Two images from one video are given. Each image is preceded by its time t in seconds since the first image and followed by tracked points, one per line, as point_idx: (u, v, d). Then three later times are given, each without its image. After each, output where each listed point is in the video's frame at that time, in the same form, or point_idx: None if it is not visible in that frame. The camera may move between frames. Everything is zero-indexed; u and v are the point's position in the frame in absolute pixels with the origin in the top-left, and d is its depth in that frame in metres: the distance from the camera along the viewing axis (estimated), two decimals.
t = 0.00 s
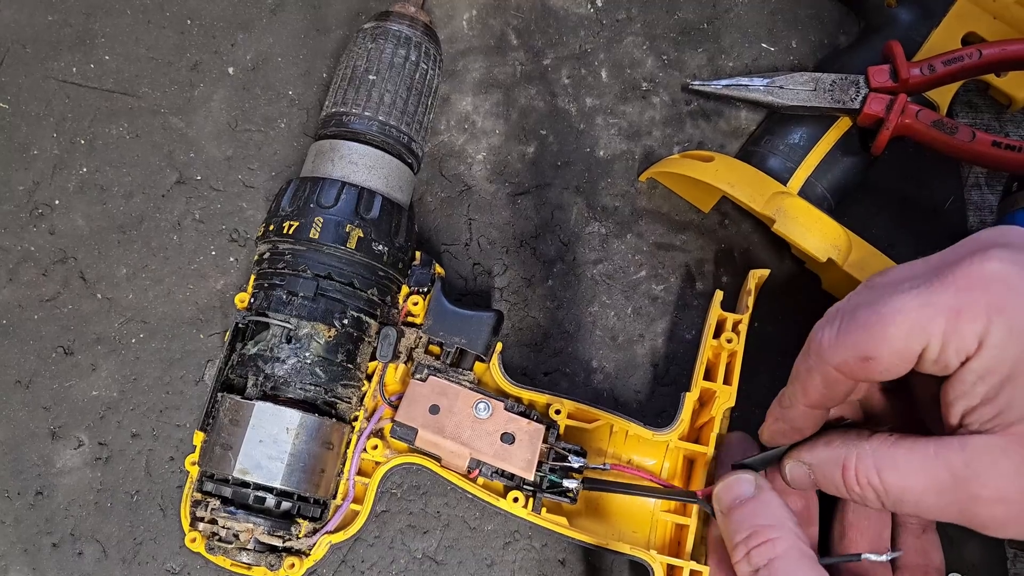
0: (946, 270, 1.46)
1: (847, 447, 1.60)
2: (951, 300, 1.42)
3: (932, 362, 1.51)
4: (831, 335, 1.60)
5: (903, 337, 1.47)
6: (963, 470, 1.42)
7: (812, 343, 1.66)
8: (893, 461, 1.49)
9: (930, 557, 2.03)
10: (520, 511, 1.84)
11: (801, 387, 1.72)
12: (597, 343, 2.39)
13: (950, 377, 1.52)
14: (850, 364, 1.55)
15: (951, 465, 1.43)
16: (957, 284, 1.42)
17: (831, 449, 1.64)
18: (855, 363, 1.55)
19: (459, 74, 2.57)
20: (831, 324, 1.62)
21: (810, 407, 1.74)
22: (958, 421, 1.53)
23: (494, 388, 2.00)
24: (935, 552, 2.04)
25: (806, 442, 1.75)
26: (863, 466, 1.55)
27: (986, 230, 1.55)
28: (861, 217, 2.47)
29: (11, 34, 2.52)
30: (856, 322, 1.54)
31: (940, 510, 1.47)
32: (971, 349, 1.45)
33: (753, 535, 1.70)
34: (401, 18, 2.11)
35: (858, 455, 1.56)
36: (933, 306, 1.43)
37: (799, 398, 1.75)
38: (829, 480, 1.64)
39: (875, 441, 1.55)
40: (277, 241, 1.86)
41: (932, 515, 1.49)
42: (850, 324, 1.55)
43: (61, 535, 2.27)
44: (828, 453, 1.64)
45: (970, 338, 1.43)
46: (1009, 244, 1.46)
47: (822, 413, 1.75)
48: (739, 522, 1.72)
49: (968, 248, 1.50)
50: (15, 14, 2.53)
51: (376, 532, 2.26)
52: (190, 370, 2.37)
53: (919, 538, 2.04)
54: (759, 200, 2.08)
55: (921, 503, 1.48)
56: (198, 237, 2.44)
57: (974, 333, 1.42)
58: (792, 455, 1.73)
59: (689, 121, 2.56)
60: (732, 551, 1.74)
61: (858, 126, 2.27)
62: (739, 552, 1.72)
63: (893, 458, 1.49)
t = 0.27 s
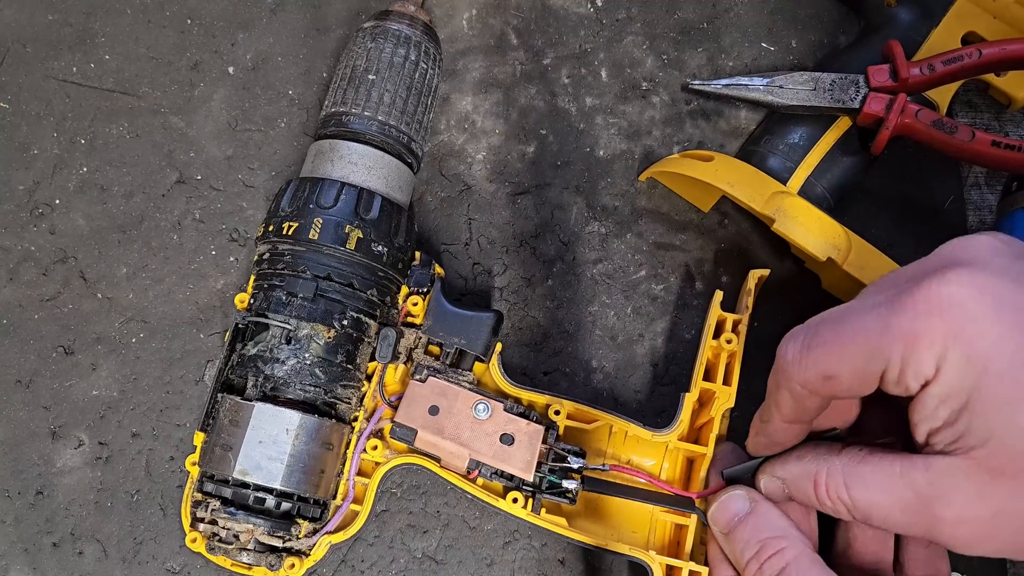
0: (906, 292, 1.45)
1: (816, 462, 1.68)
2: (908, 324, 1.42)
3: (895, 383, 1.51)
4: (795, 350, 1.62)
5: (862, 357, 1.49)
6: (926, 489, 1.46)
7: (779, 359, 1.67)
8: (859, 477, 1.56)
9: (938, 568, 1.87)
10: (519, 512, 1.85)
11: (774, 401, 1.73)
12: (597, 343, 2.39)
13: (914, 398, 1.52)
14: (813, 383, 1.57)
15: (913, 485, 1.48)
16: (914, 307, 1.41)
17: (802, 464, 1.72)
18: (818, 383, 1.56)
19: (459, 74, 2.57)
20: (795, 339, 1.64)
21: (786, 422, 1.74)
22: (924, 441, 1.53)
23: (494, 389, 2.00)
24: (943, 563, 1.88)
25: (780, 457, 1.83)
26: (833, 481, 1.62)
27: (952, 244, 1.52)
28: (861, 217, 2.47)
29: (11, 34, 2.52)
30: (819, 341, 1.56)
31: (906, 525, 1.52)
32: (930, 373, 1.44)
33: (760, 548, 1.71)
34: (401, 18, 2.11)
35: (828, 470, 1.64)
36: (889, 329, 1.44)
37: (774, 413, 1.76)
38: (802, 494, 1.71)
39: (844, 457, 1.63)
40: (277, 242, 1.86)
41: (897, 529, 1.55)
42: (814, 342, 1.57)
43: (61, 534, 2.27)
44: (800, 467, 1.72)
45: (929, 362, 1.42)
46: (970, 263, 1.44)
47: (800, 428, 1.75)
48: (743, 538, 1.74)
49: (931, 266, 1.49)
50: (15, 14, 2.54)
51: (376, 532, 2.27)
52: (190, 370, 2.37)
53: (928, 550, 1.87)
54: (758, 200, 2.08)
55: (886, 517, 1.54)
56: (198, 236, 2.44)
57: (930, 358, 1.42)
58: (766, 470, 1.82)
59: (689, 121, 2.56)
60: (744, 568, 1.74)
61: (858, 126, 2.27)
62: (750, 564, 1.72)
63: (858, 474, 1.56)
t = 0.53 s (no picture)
0: (887, 308, 1.42)
1: (826, 463, 1.70)
2: (889, 341, 1.40)
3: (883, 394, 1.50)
4: (781, 365, 1.62)
5: (846, 374, 1.48)
6: (927, 487, 1.48)
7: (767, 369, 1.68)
8: (865, 476, 1.59)
9: None
10: (519, 510, 1.85)
11: (760, 409, 1.73)
12: (597, 343, 2.39)
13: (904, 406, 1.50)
14: (800, 395, 1.58)
15: (915, 483, 1.50)
16: (894, 324, 1.39)
17: (812, 470, 1.73)
18: (805, 396, 1.57)
19: (459, 74, 2.57)
20: (782, 352, 1.64)
21: (769, 429, 1.76)
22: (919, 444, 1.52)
23: (494, 388, 2.00)
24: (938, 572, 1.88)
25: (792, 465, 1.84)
26: (842, 479, 1.65)
27: (932, 246, 1.47)
28: (861, 216, 2.47)
29: (11, 34, 2.52)
30: (802, 357, 1.55)
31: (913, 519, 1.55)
32: (915, 386, 1.42)
33: (778, 518, 1.69)
34: (401, 18, 2.11)
35: (837, 470, 1.66)
36: (872, 347, 1.43)
37: (758, 420, 1.76)
38: (822, 497, 1.73)
39: (851, 453, 1.65)
40: (278, 241, 1.87)
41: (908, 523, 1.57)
42: (797, 359, 1.56)
43: (61, 534, 2.27)
44: (811, 474, 1.74)
45: (912, 377, 1.40)
46: (948, 271, 1.39)
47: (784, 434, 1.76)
48: (762, 506, 1.72)
49: (914, 275, 1.45)
50: (15, 14, 2.54)
51: (376, 531, 2.26)
52: (190, 370, 2.37)
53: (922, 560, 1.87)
54: (758, 200, 2.08)
55: (894, 513, 1.57)
56: (198, 236, 2.44)
57: (914, 372, 1.39)
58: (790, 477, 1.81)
59: (689, 121, 2.56)
60: (756, 537, 1.72)
61: (858, 125, 2.27)
62: (766, 535, 1.70)
63: (865, 476, 1.59)
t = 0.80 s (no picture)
0: (975, 288, 1.42)
1: (904, 432, 1.64)
2: (982, 319, 1.38)
3: (967, 375, 1.49)
4: (862, 347, 1.54)
5: (936, 357, 1.43)
6: (1016, 467, 1.47)
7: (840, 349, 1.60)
8: (949, 449, 1.56)
9: None
10: (520, 510, 1.85)
11: (823, 389, 1.68)
12: (597, 343, 2.39)
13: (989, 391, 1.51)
14: (879, 378, 1.51)
15: (1004, 460, 1.48)
16: (988, 302, 1.39)
17: (890, 437, 1.66)
18: (885, 379, 1.50)
19: (459, 74, 2.57)
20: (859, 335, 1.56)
21: (831, 411, 1.71)
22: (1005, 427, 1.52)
23: (494, 388, 2.00)
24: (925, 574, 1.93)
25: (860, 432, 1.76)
26: (922, 452, 1.61)
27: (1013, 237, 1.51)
28: (861, 216, 2.47)
29: (11, 34, 2.52)
30: (885, 336, 1.48)
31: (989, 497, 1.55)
32: (1008, 367, 1.43)
33: (780, 508, 1.68)
34: (402, 19, 2.11)
35: (919, 441, 1.61)
36: (963, 328, 1.40)
37: (820, 400, 1.71)
38: (896, 469, 1.67)
39: (934, 425, 1.60)
40: (278, 241, 1.86)
41: (984, 500, 1.57)
42: (880, 340, 1.49)
43: (61, 534, 2.27)
44: (888, 442, 1.66)
45: (1008, 357, 1.41)
46: None
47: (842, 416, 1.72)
48: (766, 496, 1.72)
49: (998, 259, 1.47)
50: (15, 14, 2.53)
51: (376, 532, 2.26)
52: (190, 370, 2.37)
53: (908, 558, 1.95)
54: (758, 200, 2.08)
55: (973, 490, 1.56)
56: (198, 237, 2.44)
57: (1008, 353, 1.40)
58: (851, 449, 1.74)
59: (689, 121, 2.56)
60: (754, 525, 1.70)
61: (858, 126, 2.27)
62: (762, 525, 1.68)
63: (948, 452, 1.56)
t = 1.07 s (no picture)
0: (975, 298, 1.54)
1: (892, 445, 1.69)
2: (977, 329, 1.51)
3: (952, 381, 1.60)
4: (854, 327, 1.62)
5: (925, 352, 1.54)
6: (998, 480, 1.55)
7: (831, 327, 1.69)
8: (936, 460, 1.63)
9: None
10: (520, 511, 1.85)
11: (806, 365, 1.77)
12: (597, 343, 2.39)
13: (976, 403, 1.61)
14: (865, 364, 1.60)
15: (987, 473, 1.57)
16: (984, 314, 1.51)
17: (878, 452, 1.71)
18: (869, 364, 1.60)
19: (459, 74, 2.57)
20: (852, 316, 1.65)
21: (808, 384, 1.81)
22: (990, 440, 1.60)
23: (494, 388, 2.00)
24: None
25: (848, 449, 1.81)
26: (913, 464, 1.66)
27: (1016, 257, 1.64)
28: (861, 217, 2.47)
29: (11, 34, 2.52)
30: (882, 323, 1.57)
31: (972, 507, 1.63)
32: (994, 381, 1.55)
33: (815, 479, 1.66)
34: (402, 19, 2.11)
35: (907, 453, 1.66)
36: (958, 330, 1.52)
37: (801, 375, 1.81)
38: (887, 484, 1.72)
39: (921, 437, 1.66)
40: (277, 242, 1.86)
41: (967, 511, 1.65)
42: (875, 325, 1.58)
43: (61, 534, 2.27)
44: (877, 458, 1.71)
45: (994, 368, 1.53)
46: None
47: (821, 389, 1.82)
48: (800, 470, 1.70)
49: (1000, 276, 1.61)
50: (15, 14, 2.53)
51: (376, 532, 2.26)
52: (190, 370, 2.37)
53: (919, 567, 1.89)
54: (758, 200, 2.08)
55: (958, 500, 1.64)
56: (198, 237, 2.44)
57: (994, 364, 1.52)
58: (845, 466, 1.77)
59: (689, 121, 2.56)
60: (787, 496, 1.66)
61: (858, 126, 2.27)
62: (798, 493, 1.65)
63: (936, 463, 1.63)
